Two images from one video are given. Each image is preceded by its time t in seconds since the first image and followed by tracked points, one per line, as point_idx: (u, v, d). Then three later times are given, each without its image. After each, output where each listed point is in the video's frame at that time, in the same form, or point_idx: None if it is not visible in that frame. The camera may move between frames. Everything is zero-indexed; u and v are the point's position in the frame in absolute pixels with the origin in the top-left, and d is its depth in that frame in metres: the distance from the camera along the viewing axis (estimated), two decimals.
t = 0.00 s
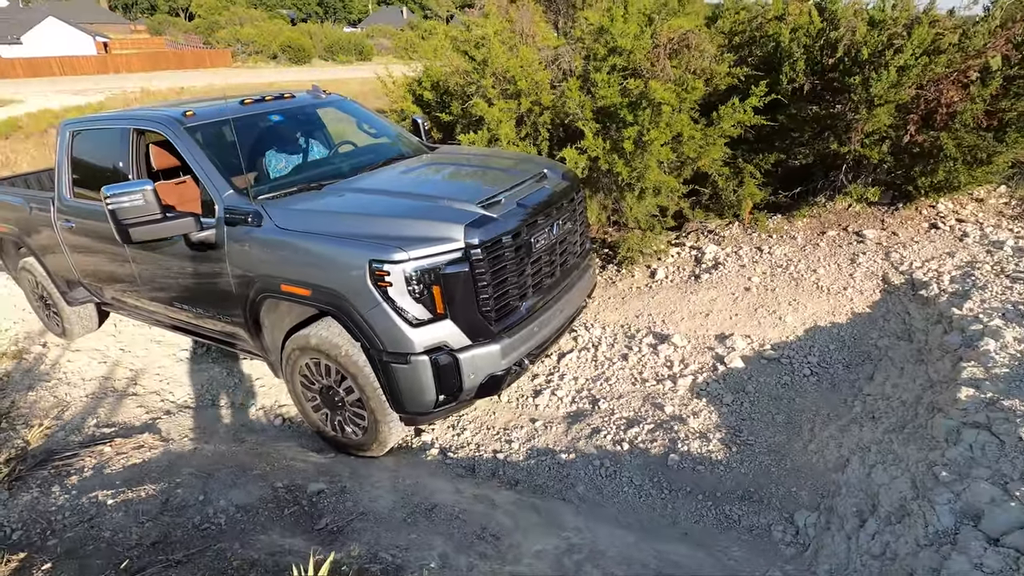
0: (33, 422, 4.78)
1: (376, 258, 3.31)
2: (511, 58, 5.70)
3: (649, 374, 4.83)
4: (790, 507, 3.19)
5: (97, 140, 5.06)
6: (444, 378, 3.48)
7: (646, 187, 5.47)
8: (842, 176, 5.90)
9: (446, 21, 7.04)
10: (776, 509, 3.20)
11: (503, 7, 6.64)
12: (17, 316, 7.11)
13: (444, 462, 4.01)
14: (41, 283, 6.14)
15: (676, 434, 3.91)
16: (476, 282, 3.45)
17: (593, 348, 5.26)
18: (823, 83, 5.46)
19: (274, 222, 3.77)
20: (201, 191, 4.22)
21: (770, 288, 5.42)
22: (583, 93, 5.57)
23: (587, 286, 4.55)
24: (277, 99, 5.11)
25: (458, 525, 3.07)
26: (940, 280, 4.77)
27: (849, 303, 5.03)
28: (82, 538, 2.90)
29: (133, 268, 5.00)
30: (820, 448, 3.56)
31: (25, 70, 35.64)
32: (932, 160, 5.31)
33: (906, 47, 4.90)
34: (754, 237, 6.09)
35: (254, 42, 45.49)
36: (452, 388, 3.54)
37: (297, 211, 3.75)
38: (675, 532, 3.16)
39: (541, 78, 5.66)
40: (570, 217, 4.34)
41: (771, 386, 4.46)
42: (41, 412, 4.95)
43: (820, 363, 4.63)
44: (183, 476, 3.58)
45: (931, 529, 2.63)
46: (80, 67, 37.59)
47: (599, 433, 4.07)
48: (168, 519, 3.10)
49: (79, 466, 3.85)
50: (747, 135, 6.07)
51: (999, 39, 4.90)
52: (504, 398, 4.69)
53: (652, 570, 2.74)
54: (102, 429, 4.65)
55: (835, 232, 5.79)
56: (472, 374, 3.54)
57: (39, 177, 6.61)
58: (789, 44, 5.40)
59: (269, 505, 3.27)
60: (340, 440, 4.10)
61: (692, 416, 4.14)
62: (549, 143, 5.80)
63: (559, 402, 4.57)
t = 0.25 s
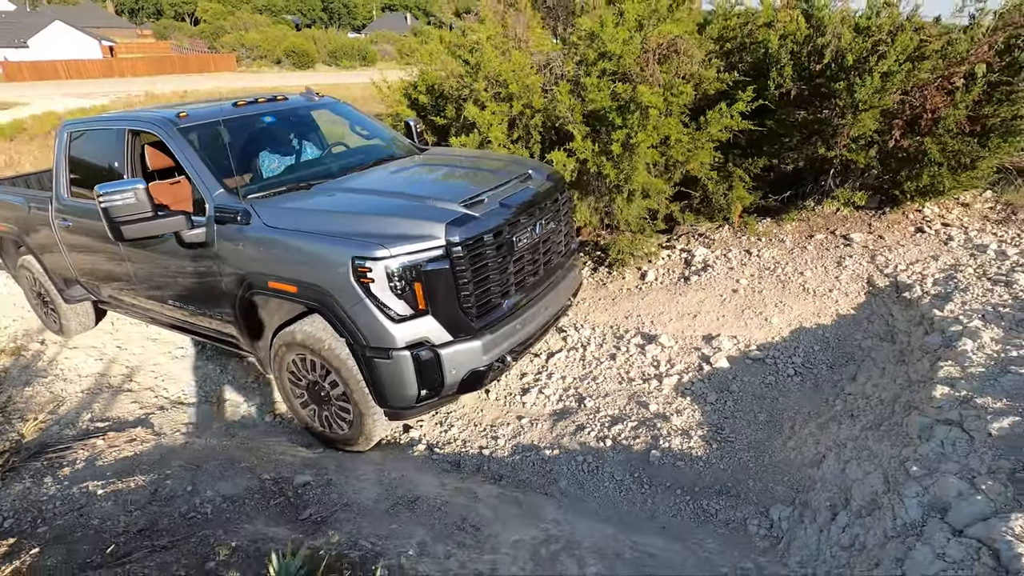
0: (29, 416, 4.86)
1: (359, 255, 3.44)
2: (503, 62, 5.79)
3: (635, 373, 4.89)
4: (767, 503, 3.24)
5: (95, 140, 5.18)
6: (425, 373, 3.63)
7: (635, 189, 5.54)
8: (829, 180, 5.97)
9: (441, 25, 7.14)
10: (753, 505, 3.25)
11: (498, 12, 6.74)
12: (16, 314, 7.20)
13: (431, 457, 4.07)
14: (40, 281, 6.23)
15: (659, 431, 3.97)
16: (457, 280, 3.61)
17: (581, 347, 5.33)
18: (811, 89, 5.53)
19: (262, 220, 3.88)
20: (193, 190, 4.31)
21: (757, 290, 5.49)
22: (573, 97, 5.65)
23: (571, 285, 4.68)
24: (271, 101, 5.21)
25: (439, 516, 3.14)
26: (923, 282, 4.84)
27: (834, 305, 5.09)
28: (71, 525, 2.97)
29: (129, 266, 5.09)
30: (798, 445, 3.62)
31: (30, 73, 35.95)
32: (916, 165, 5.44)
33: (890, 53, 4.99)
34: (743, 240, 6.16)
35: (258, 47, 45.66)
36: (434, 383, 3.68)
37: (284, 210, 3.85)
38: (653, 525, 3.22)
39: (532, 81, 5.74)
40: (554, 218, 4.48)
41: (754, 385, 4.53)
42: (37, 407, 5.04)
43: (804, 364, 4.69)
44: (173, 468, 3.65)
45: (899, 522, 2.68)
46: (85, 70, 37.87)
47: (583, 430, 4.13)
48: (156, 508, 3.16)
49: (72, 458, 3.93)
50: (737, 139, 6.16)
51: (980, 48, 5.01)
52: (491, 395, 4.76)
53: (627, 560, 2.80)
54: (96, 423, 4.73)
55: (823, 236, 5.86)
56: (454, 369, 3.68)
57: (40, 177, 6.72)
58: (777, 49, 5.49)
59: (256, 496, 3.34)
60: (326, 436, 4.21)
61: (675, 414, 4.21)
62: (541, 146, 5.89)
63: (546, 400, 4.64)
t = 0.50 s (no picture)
0: (9, 415, 4.89)
1: (331, 255, 3.48)
2: (486, 68, 5.82)
3: (612, 376, 4.92)
4: (730, 504, 3.28)
5: (79, 142, 5.23)
6: (397, 373, 3.66)
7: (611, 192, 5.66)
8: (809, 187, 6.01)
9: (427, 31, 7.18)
10: (717, 505, 3.29)
11: (483, 18, 6.78)
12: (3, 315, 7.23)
13: (405, 458, 4.09)
14: (25, 281, 6.26)
15: (630, 433, 3.99)
16: (428, 281, 3.64)
17: (561, 350, 5.36)
18: (789, 96, 5.60)
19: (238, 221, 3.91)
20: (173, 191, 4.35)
21: (736, 295, 5.53)
22: (554, 103, 5.71)
23: (548, 288, 4.71)
24: (255, 104, 5.25)
25: (404, 515, 3.18)
26: (898, 287, 4.88)
27: (810, 309, 5.13)
28: (37, 522, 2.97)
29: (112, 267, 5.13)
30: (766, 447, 3.65)
31: (31, 77, 36.13)
32: (893, 171, 5.51)
33: (863, 61, 5.07)
34: (724, 245, 6.18)
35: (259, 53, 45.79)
36: (405, 383, 3.71)
37: (260, 210, 3.89)
38: (617, 525, 3.26)
39: (514, 87, 5.76)
40: (531, 221, 4.52)
41: (728, 388, 4.56)
42: (17, 407, 5.06)
43: (779, 367, 4.73)
44: (145, 466, 3.68)
45: (855, 521, 2.71)
46: (86, 75, 38.07)
47: (556, 432, 4.15)
48: (124, 506, 3.18)
49: (46, 457, 3.95)
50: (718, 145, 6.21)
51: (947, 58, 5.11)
52: (468, 397, 4.79)
53: (586, 559, 2.83)
54: (75, 423, 4.75)
55: (802, 241, 5.90)
56: (425, 369, 3.71)
57: (28, 179, 6.76)
58: (757, 57, 5.59)
59: (224, 495, 3.36)
60: (301, 436, 4.23)
61: (648, 416, 4.24)
62: (523, 151, 5.93)
63: (522, 402, 4.67)
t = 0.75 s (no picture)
0: None
1: (294, 253, 3.42)
2: (465, 69, 5.78)
3: (588, 379, 4.87)
4: (696, 505, 3.27)
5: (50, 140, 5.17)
6: (363, 373, 3.58)
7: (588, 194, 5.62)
8: (789, 189, 5.99)
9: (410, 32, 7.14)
10: (683, 508, 3.27)
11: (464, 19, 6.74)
12: None
13: (373, 461, 4.03)
14: None
15: (601, 434, 3.92)
16: (395, 280, 3.56)
17: (538, 353, 5.29)
18: (767, 98, 5.60)
19: (205, 219, 3.84)
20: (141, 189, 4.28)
21: (714, 296, 5.49)
22: (532, 104, 5.67)
23: (525, 289, 4.63)
24: (230, 104, 5.19)
25: (363, 517, 3.14)
26: (874, 289, 4.85)
27: (788, 311, 5.10)
28: None
29: (83, 267, 5.07)
30: (736, 449, 3.60)
31: (25, 82, 36.08)
32: (870, 174, 5.50)
33: (838, 63, 5.08)
34: (705, 248, 6.14)
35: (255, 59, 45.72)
36: (372, 384, 3.62)
37: (227, 208, 3.82)
38: (581, 528, 3.23)
39: (492, 88, 5.71)
40: (505, 221, 4.44)
41: (703, 391, 4.51)
42: None
43: (755, 370, 4.69)
44: (103, 469, 3.60)
45: (817, 523, 2.65)
46: (79, 79, 38.02)
47: (526, 433, 4.07)
48: (76, 509, 3.10)
49: (5, 459, 3.87)
50: (699, 147, 6.23)
51: (909, 61, 5.22)
52: (441, 400, 4.72)
53: (544, 562, 2.78)
54: (41, 426, 4.67)
55: (782, 243, 5.87)
56: (393, 370, 3.62)
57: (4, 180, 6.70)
58: (734, 59, 5.59)
59: (183, 498, 3.31)
60: (269, 439, 4.14)
61: (620, 418, 4.18)
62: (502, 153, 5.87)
63: (496, 404, 4.61)
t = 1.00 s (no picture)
0: None
1: (270, 253, 3.35)
2: (451, 69, 5.72)
3: (574, 382, 4.79)
4: (681, 510, 3.20)
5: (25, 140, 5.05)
6: (341, 376, 3.49)
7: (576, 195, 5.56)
8: (777, 192, 5.95)
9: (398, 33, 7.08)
10: (668, 512, 3.20)
11: (451, 20, 6.68)
12: None
13: (352, 466, 3.95)
14: None
15: (585, 438, 3.85)
16: (373, 280, 3.48)
17: (524, 356, 5.20)
18: (754, 100, 5.57)
19: (180, 218, 3.76)
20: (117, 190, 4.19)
21: (702, 299, 5.43)
22: (518, 105, 5.59)
23: (510, 291, 4.55)
24: (212, 103, 5.09)
25: (338, 524, 3.05)
26: (862, 291, 4.81)
27: (776, 313, 5.05)
28: None
29: (59, 270, 4.97)
30: (722, 451, 3.53)
31: (15, 88, 35.87)
32: (857, 176, 5.47)
33: (824, 64, 5.07)
34: (693, 250, 6.08)
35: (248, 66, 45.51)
36: (350, 387, 3.54)
37: (203, 207, 3.75)
38: (563, 533, 3.15)
39: (478, 89, 5.66)
40: (489, 222, 4.36)
41: (691, 394, 4.45)
42: None
43: (743, 372, 4.63)
44: (72, 475, 3.50)
45: (803, 527, 2.58)
46: (70, 85, 37.80)
47: (510, 438, 3.99)
48: (40, 517, 2.99)
49: None
50: (687, 150, 6.20)
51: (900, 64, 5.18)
52: (425, 404, 4.63)
53: (524, 568, 2.70)
54: (13, 432, 4.56)
55: (770, 246, 5.82)
56: (371, 373, 3.53)
57: None
58: (721, 61, 5.58)
59: (153, 505, 3.21)
60: (247, 444, 4.05)
61: (606, 421, 4.11)
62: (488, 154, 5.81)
63: (480, 408, 4.53)
